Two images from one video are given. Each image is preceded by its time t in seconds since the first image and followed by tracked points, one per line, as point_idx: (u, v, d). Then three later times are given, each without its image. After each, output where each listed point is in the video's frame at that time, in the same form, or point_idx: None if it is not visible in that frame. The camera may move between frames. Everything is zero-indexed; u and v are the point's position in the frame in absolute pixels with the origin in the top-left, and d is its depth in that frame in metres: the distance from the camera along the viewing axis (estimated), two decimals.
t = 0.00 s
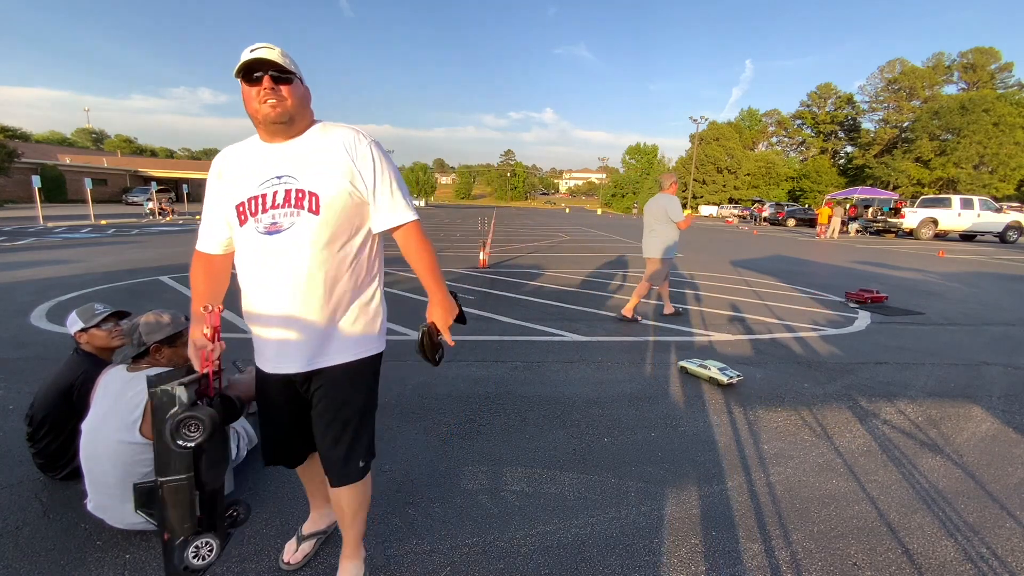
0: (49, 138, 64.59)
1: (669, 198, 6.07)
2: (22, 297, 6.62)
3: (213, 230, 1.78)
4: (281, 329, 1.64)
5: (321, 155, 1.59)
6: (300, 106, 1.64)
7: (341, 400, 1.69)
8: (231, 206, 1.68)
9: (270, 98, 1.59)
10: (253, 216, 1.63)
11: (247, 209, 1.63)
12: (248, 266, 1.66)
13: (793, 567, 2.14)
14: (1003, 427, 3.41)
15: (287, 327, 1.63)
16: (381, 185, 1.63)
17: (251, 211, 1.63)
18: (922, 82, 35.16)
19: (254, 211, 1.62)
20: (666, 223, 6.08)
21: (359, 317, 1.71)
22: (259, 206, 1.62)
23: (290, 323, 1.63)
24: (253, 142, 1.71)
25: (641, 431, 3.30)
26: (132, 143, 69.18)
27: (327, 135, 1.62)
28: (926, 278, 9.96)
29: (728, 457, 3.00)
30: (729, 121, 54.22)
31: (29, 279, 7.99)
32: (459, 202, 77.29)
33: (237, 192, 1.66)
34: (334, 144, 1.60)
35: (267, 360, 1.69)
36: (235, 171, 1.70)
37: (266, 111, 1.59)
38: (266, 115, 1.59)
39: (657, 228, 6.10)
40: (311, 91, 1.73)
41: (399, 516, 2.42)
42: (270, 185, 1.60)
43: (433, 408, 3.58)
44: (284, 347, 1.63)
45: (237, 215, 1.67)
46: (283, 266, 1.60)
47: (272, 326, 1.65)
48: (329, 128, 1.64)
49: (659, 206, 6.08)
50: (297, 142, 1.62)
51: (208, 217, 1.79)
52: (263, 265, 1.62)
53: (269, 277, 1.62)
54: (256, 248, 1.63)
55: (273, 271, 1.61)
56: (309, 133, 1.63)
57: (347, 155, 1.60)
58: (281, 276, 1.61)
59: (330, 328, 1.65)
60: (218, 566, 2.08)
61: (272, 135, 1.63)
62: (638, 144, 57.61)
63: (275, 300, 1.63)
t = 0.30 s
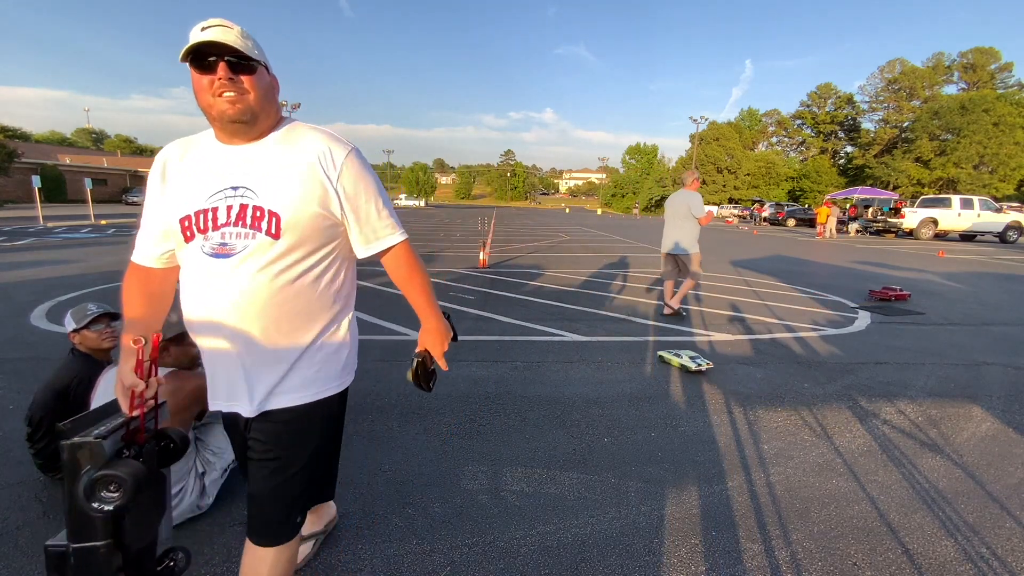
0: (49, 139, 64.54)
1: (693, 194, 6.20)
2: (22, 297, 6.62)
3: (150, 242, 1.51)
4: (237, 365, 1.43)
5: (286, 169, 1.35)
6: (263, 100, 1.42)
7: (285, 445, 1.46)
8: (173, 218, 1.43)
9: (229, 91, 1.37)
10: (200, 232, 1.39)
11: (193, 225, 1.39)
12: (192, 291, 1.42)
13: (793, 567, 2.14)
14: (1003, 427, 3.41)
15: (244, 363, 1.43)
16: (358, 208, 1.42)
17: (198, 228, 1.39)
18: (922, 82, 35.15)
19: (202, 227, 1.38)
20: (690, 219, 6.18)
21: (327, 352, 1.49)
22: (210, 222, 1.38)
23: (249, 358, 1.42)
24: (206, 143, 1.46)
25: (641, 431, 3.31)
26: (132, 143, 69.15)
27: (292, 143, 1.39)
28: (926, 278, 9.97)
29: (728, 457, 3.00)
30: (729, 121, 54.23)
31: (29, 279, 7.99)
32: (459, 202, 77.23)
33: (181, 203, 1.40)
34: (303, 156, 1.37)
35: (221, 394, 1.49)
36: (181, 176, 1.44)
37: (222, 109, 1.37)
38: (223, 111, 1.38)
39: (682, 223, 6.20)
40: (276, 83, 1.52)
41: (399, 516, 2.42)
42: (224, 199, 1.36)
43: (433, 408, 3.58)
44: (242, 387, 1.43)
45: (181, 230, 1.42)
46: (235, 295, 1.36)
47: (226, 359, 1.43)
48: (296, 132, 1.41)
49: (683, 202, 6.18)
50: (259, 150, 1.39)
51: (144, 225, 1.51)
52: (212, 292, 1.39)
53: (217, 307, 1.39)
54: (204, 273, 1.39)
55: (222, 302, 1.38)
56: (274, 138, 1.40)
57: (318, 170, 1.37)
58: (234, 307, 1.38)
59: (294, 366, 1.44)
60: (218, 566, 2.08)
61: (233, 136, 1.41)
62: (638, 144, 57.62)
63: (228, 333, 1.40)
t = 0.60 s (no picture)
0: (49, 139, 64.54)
1: (716, 196, 6.21)
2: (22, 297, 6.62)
3: (55, 226, 1.23)
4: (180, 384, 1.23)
5: (245, 159, 1.12)
6: (230, 60, 1.16)
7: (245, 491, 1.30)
8: (88, 201, 1.16)
9: (184, 43, 1.11)
10: (125, 223, 1.14)
11: (119, 217, 1.14)
12: (115, 291, 1.18)
13: (793, 567, 2.14)
14: (1003, 427, 3.41)
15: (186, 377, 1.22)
16: (330, 216, 1.15)
17: (124, 222, 1.14)
18: (922, 82, 35.12)
19: (128, 216, 1.14)
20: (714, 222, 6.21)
21: (288, 378, 1.30)
22: (139, 211, 1.13)
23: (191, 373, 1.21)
24: (144, 109, 1.19)
25: (641, 431, 3.30)
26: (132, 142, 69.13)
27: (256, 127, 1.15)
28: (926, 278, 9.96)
29: (728, 457, 3.00)
30: (729, 121, 54.21)
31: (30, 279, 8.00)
32: (459, 202, 77.21)
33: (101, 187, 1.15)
34: (265, 145, 1.12)
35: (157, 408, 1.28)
36: (97, 149, 1.16)
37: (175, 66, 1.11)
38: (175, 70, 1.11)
39: (705, 226, 6.24)
40: (249, 38, 1.24)
41: (399, 515, 2.42)
42: (161, 186, 1.13)
43: (433, 409, 3.58)
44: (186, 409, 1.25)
45: (98, 216, 1.16)
46: (174, 303, 1.14)
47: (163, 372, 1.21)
48: (264, 113, 1.16)
49: (707, 204, 6.20)
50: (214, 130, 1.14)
51: (44, 194, 1.22)
52: (143, 295, 1.16)
53: (152, 314, 1.16)
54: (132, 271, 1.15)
55: (158, 309, 1.16)
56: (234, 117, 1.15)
57: (283, 166, 1.12)
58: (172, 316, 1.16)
59: (245, 386, 1.25)
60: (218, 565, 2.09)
61: (181, 102, 1.15)
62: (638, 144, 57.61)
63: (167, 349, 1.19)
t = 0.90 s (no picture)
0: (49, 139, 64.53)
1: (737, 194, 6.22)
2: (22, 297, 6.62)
3: None
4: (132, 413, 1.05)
5: (223, 145, 1.04)
6: (184, 25, 1.01)
7: (234, 546, 1.20)
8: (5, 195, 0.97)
9: (122, 6, 0.96)
10: (62, 220, 0.97)
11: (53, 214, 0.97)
12: (42, 303, 0.98)
13: (793, 567, 2.14)
14: (1003, 427, 3.41)
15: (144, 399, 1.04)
16: (320, 210, 1.12)
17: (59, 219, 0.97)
18: (922, 82, 35.10)
19: (66, 211, 0.97)
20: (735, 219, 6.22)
21: (265, 390, 1.19)
22: (83, 206, 0.98)
23: (151, 394, 1.04)
24: (75, 76, 1.04)
25: (641, 431, 3.30)
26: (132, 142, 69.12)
27: (232, 111, 1.07)
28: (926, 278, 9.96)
29: (728, 457, 3.00)
30: (729, 121, 54.19)
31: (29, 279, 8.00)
32: (459, 202, 77.18)
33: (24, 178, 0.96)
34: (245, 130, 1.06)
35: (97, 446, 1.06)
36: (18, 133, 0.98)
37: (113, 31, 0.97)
38: (114, 38, 0.98)
39: (726, 223, 6.25)
40: None
41: (398, 516, 2.41)
42: (117, 178, 1.00)
43: (433, 409, 3.57)
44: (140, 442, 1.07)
45: (19, 212, 0.97)
46: (134, 312, 0.99)
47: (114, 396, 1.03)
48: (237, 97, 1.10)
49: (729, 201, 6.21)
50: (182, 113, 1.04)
51: None
52: (85, 307, 0.98)
53: (101, 327, 0.98)
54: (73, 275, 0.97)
55: (114, 319, 0.98)
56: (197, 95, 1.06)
57: (269, 153, 1.07)
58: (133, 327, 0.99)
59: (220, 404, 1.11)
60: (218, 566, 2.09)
61: (126, 77, 1.02)
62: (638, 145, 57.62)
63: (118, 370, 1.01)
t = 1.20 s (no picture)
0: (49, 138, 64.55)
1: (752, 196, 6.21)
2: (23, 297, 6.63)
3: None
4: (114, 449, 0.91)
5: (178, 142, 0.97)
6: None
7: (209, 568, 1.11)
8: None
9: None
10: None
11: None
12: None
13: (793, 567, 2.14)
14: (1003, 427, 3.41)
15: (134, 431, 0.92)
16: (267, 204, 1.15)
17: None
18: (922, 82, 35.09)
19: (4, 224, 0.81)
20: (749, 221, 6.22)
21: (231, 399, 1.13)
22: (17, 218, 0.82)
23: (137, 422, 0.92)
24: None
25: (641, 431, 3.30)
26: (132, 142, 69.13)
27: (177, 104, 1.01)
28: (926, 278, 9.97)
29: (727, 456, 3.00)
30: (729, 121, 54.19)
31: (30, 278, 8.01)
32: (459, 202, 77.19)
33: None
34: (196, 126, 1.01)
35: (76, 506, 0.91)
36: None
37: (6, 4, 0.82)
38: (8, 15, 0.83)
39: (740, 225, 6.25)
40: None
41: (398, 515, 2.41)
42: (70, 183, 0.87)
43: (433, 408, 3.58)
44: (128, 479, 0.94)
45: None
46: (117, 333, 0.87)
47: (91, 438, 0.89)
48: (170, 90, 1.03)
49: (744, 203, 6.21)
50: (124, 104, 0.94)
51: None
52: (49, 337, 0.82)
53: (83, 359, 0.84)
54: (24, 310, 0.81)
55: (104, 346, 0.86)
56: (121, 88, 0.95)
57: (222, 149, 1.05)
58: (122, 347, 0.88)
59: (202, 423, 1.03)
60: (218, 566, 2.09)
61: (19, 55, 0.88)
62: (638, 145, 57.65)
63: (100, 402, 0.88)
